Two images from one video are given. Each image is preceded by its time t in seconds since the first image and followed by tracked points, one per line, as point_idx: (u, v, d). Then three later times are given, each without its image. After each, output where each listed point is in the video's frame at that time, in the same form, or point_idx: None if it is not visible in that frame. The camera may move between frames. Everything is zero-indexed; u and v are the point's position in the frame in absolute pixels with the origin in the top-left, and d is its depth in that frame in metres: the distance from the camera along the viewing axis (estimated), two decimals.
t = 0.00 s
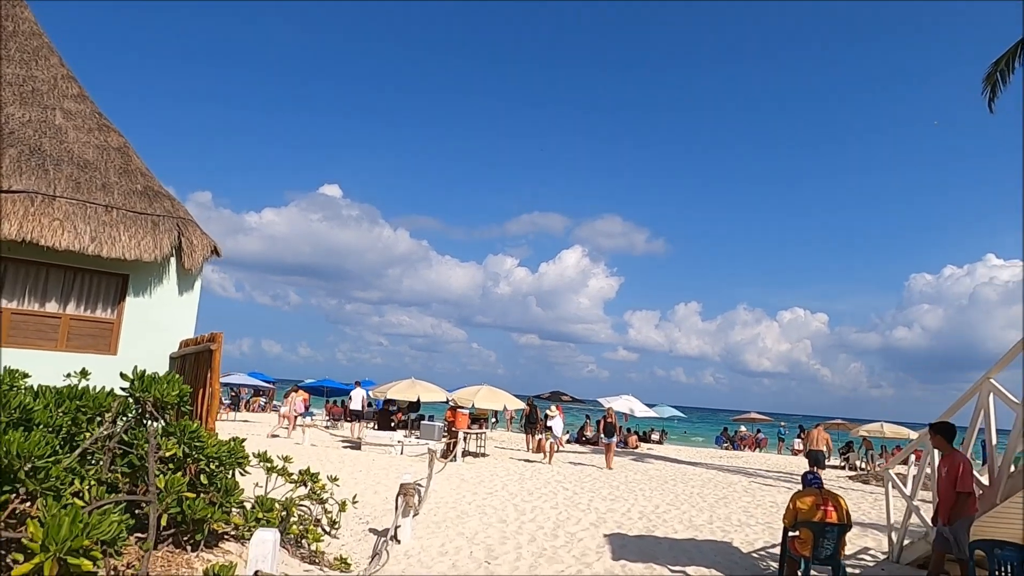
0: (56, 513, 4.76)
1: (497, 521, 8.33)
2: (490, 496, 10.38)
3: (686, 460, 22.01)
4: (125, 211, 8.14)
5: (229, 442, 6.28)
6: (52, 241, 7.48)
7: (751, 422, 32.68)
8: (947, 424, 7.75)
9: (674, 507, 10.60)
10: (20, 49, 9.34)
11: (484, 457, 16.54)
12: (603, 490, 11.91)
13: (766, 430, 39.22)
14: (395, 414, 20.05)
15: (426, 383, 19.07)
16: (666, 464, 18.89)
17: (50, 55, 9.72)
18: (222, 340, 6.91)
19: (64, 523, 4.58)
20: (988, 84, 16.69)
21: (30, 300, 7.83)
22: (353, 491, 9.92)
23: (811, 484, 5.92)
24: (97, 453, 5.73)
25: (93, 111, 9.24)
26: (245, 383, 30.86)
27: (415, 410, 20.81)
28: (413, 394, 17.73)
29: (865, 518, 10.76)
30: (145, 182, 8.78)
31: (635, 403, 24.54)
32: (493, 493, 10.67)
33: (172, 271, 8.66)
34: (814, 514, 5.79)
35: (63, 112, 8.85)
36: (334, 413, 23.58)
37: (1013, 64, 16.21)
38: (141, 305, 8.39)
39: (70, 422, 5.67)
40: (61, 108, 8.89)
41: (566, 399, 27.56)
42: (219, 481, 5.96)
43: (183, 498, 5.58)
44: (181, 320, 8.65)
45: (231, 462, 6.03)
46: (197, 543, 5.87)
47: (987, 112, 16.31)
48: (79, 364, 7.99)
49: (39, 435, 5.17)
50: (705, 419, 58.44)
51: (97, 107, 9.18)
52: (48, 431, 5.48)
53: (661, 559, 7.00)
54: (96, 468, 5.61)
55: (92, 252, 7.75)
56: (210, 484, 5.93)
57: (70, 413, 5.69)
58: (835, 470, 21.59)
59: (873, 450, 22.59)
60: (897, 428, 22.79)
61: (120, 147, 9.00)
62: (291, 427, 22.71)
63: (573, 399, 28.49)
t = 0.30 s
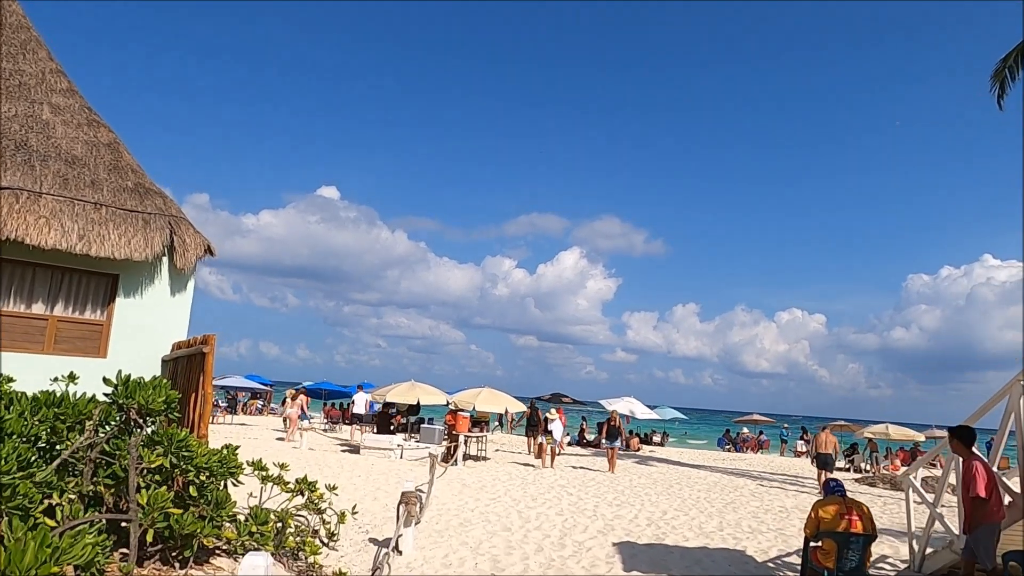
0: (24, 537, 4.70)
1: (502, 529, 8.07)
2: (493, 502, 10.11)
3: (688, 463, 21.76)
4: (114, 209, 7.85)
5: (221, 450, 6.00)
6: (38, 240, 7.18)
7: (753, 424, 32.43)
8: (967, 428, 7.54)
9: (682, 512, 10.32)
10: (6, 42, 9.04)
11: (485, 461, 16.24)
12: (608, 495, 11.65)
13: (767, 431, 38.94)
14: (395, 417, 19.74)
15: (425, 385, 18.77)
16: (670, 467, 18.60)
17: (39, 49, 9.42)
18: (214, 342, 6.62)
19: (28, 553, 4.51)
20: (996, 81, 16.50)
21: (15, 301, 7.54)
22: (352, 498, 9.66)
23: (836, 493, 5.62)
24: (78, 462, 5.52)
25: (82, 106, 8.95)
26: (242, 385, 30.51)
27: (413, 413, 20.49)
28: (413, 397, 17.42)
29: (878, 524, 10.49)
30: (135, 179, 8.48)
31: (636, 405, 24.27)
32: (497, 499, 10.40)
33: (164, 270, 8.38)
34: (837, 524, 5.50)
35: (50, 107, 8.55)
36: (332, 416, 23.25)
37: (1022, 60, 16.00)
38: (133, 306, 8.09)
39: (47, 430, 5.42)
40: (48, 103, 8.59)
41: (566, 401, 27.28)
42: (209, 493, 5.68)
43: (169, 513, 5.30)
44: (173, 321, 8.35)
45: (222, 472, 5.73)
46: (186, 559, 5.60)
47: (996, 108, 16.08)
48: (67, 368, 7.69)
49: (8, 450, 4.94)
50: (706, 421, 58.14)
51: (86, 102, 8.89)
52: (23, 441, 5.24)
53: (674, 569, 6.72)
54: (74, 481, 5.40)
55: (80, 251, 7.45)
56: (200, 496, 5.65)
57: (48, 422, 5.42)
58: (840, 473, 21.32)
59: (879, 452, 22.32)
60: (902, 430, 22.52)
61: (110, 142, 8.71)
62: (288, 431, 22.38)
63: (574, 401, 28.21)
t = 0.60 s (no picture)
0: None
1: (507, 535, 7.77)
2: (495, 506, 9.82)
3: (690, 464, 21.49)
4: (101, 202, 7.52)
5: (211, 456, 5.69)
6: (19, 235, 6.84)
7: (753, 424, 32.18)
8: (988, 428, 7.24)
9: (689, 516, 10.03)
10: None
11: (485, 463, 15.92)
12: (613, 498, 11.37)
13: (767, 431, 38.73)
14: (392, 419, 19.39)
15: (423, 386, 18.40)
16: (672, 468, 18.31)
17: (23, 38, 9.09)
18: (205, 341, 6.30)
19: None
20: (1003, 75, 16.31)
21: None
22: (351, 505, 9.36)
23: (862, 498, 5.33)
24: (56, 470, 5.20)
25: (68, 97, 8.61)
26: (237, 387, 30.13)
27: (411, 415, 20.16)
28: (411, 398, 17.07)
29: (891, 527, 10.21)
30: (124, 172, 8.16)
31: (636, 405, 23.99)
32: (499, 503, 10.11)
33: (153, 267, 8.05)
34: (865, 530, 5.22)
35: (35, 97, 8.22)
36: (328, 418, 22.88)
37: None
38: (121, 304, 7.76)
39: (22, 437, 5.08)
40: (32, 92, 8.25)
41: (565, 401, 26.97)
42: (199, 504, 5.36)
43: (155, 527, 4.98)
44: (164, 319, 8.04)
45: (212, 480, 5.42)
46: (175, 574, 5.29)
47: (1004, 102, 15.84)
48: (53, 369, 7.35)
49: None
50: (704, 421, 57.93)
51: (72, 92, 8.56)
52: None
53: None
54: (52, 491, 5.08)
55: (65, 247, 7.11)
56: (189, 506, 5.34)
57: (23, 428, 5.08)
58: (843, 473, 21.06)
59: (882, 452, 22.08)
60: (905, 430, 22.28)
61: (97, 134, 8.38)
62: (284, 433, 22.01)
63: (573, 402, 27.90)
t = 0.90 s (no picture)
0: None
1: (502, 545, 7.52)
2: (489, 514, 9.57)
3: (684, 468, 21.32)
4: (79, 199, 7.21)
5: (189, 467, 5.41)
6: None
7: (746, 427, 32.07)
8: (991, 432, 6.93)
9: (687, 523, 9.83)
10: None
11: (478, 468, 15.65)
12: (609, 504, 11.14)
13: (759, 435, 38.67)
14: (383, 423, 19.08)
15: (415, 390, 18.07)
16: (666, 473, 18.11)
17: None
18: (187, 344, 6.02)
19: None
20: (997, 76, 16.27)
21: None
22: (340, 514, 9.09)
23: (875, 507, 5.10)
24: (20, 484, 4.87)
25: (46, 91, 8.30)
26: (225, 392, 29.69)
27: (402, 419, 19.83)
28: (402, 402, 16.75)
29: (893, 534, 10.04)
30: (104, 168, 7.85)
31: (630, 409, 23.80)
32: (493, 511, 9.85)
33: (134, 268, 7.75)
34: (878, 541, 5.00)
35: (11, 90, 7.89)
36: (317, 422, 22.54)
37: None
38: (100, 306, 7.45)
39: None
40: (8, 85, 7.93)
41: (557, 405, 26.73)
42: (175, 519, 5.08)
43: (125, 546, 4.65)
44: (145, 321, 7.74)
45: (189, 493, 5.13)
46: None
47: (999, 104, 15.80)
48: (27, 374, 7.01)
49: None
50: (695, 424, 57.87)
51: (50, 86, 8.24)
52: None
53: None
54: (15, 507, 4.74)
55: (40, 245, 6.79)
56: (163, 521, 5.04)
57: None
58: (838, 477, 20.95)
59: (876, 455, 22.00)
60: (899, 433, 22.22)
61: (76, 129, 8.06)
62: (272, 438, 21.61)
63: (565, 405, 27.66)
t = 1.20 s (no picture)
0: None
1: (492, 555, 7.19)
2: (477, 521, 9.24)
3: (675, 471, 21.09)
4: (44, 190, 6.80)
5: (150, 476, 5.00)
6: None
7: (738, 429, 31.91)
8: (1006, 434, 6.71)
9: (682, 529, 9.55)
10: None
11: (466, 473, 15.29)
12: (601, 509, 10.83)
13: (749, 438, 38.52)
14: (369, 427, 18.65)
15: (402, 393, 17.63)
16: (658, 477, 17.83)
17: None
18: (155, 343, 5.64)
19: None
20: (989, 74, 16.14)
21: None
22: (322, 524, 8.74)
23: (890, 515, 4.83)
24: None
25: (12, 77, 7.89)
26: (208, 395, 29.10)
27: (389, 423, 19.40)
28: (388, 405, 16.34)
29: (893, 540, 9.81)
30: (72, 159, 7.45)
31: (621, 411, 23.53)
32: (482, 518, 9.52)
33: (104, 264, 7.35)
34: (893, 552, 4.71)
35: None
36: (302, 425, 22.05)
37: (1016, 53, 15.61)
38: (67, 305, 7.04)
39: None
40: None
41: (547, 408, 26.43)
42: (130, 535, 4.67)
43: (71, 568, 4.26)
44: (115, 321, 7.35)
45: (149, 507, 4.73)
46: None
47: (990, 103, 15.70)
48: None
49: None
50: (686, 427, 57.76)
51: (16, 72, 7.84)
52: None
53: None
54: None
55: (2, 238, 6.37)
56: (117, 538, 4.64)
57: None
58: (830, 480, 20.78)
59: (868, 457, 21.86)
60: (891, 435, 22.09)
61: (43, 118, 7.66)
62: (256, 442, 21.11)
63: (555, 409, 27.35)
